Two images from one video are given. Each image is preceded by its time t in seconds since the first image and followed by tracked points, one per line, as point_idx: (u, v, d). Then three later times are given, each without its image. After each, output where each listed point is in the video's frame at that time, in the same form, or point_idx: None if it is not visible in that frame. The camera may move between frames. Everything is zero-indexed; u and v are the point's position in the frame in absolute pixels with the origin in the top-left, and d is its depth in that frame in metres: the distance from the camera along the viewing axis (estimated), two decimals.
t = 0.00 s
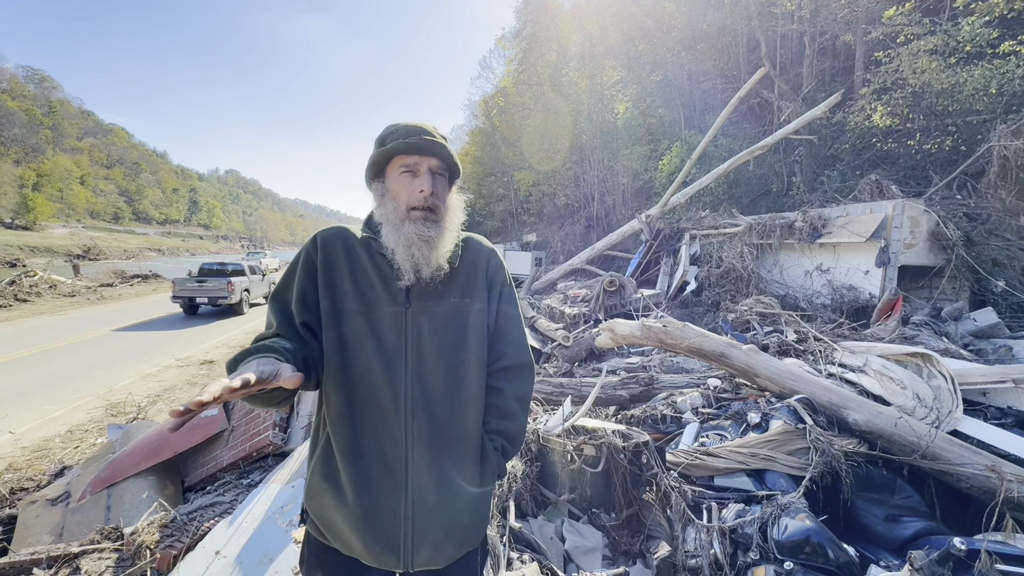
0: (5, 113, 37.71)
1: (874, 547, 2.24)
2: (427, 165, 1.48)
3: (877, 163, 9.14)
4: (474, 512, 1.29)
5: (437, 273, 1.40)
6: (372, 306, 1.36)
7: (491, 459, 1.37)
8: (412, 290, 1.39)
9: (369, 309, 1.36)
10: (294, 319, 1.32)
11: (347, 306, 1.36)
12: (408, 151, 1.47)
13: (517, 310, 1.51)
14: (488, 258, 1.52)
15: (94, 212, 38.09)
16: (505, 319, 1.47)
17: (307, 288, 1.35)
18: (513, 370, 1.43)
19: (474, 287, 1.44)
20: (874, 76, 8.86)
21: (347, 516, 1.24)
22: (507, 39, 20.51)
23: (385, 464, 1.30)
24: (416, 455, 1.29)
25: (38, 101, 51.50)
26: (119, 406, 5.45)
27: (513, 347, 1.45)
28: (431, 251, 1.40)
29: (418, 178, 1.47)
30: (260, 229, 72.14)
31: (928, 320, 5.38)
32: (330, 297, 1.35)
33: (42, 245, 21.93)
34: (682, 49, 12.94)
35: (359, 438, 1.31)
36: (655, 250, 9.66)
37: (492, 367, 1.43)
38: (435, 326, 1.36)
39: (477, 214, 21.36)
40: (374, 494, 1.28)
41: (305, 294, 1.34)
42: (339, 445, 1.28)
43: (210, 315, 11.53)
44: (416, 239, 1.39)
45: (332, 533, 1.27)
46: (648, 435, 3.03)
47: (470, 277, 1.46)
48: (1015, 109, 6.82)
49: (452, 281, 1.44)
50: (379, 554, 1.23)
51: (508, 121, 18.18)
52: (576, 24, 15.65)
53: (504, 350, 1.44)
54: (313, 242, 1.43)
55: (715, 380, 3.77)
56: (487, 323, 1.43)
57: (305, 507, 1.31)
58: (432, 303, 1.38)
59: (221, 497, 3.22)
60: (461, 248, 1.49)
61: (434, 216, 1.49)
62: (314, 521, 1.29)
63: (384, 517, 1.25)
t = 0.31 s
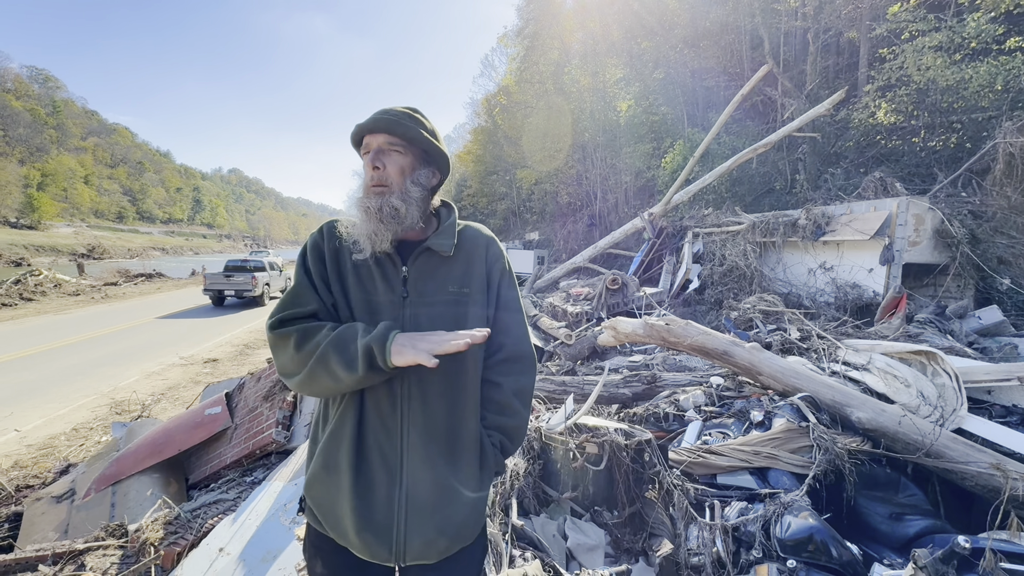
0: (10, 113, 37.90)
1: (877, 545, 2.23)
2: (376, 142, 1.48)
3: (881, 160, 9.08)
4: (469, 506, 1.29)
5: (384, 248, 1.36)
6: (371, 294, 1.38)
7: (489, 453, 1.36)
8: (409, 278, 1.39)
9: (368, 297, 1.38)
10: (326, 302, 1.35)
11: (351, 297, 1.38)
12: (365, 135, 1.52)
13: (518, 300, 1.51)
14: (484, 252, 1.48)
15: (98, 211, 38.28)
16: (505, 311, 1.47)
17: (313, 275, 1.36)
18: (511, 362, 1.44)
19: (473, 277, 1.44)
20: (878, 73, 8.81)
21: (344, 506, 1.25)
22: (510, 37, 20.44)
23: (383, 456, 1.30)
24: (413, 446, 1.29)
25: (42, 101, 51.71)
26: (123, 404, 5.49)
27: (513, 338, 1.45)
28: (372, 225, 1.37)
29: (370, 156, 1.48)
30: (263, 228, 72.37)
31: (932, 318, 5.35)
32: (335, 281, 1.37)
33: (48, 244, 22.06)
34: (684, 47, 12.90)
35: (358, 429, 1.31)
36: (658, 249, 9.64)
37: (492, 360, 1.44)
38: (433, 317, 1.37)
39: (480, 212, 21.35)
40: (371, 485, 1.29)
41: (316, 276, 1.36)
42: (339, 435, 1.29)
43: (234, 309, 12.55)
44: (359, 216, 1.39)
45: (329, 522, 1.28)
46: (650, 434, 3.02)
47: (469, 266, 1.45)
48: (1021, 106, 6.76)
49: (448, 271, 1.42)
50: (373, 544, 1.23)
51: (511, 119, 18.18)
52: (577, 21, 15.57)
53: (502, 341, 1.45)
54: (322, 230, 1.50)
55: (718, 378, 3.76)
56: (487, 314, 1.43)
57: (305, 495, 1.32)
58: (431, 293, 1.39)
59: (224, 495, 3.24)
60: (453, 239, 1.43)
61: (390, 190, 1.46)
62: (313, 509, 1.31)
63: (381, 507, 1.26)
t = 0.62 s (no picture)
0: (15, 113, 38.10)
1: (881, 545, 2.23)
2: (383, 129, 1.45)
3: (885, 158, 9.03)
4: (474, 490, 1.28)
5: (402, 234, 1.40)
6: (377, 276, 1.41)
7: (496, 439, 1.35)
8: (413, 260, 1.42)
9: (375, 277, 1.41)
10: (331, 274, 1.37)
11: (360, 279, 1.40)
12: (369, 119, 1.48)
13: (521, 279, 1.50)
14: (486, 230, 1.48)
15: (103, 210, 38.49)
16: (510, 291, 1.47)
17: (322, 254, 1.39)
18: (517, 343, 1.43)
19: (477, 256, 1.43)
20: (883, 70, 8.75)
21: (350, 489, 1.26)
22: (512, 35, 20.39)
23: (389, 437, 1.31)
24: (418, 428, 1.29)
25: (47, 101, 51.94)
26: (128, 402, 5.52)
27: (518, 318, 1.44)
28: (387, 213, 1.38)
29: (377, 142, 1.46)
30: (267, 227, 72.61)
31: (936, 317, 5.33)
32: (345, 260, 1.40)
33: (54, 243, 22.19)
34: (688, 45, 12.87)
35: (365, 410, 1.33)
36: (661, 247, 9.61)
37: (499, 341, 1.43)
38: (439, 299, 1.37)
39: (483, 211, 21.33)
40: (377, 469, 1.29)
41: (328, 254, 1.39)
42: (347, 419, 1.31)
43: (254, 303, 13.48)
44: (373, 202, 1.40)
45: (338, 502, 1.29)
46: (653, 432, 3.02)
47: (472, 246, 1.45)
48: None
49: (451, 251, 1.44)
50: (380, 525, 1.24)
51: (513, 118, 18.15)
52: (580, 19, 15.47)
53: (508, 320, 1.44)
54: (327, 217, 1.52)
55: (721, 377, 3.75)
56: (492, 296, 1.43)
57: (316, 476, 1.35)
58: (434, 274, 1.40)
59: (228, 493, 3.25)
60: (450, 216, 1.44)
61: (401, 176, 1.46)
62: (323, 490, 1.33)
63: (387, 492, 1.27)
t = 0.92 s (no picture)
0: (20, 113, 38.32)
1: (886, 545, 2.22)
2: (419, 127, 1.48)
3: (890, 156, 8.99)
4: (484, 486, 1.28)
5: (431, 232, 1.45)
6: (382, 276, 1.41)
7: (505, 436, 1.36)
8: (420, 259, 1.44)
9: (380, 277, 1.40)
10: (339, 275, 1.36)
11: (366, 279, 1.40)
12: (400, 113, 1.46)
13: (526, 275, 1.50)
14: (491, 225, 1.50)
15: (108, 210, 38.70)
16: (516, 288, 1.47)
17: (328, 254, 1.38)
18: (522, 341, 1.44)
19: (482, 254, 1.44)
20: (888, 68, 8.70)
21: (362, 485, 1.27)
22: (514, 34, 20.37)
23: (399, 434, 1.31)
24: (427, 425, 1.30)
25: (52, 101, 52.27)
26: (133, 401, 5.55)
27: (524, 315, 1.45)
28: (423, 211, 1.43)
29: (409, 140, 1.47)
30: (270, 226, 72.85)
31: (942, 316, 5.30)
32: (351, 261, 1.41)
33: (58, 243, 22.28)
34: (691, 44, 12.91)
35: (375, 408, 1.33)
36: (664, 246, 9.58)
37: (505, 338, 1.43)
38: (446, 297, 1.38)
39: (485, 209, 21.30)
40: (388, 466, 1.30)
41: (335, 254, 1.39)
42: (357, 417, 1.31)
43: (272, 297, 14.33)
44: (408, 199, 1.42)
45: (350, 500, 1.30)
46: (656, 432, 3.01)
47: (477, 244, 1.47)
48: None
49: (457, 249, 1.46)
50: (391, 521, 1.24)
51: (516, 116, 18.13)
52: (583, 17, 15.42)
53: (514, 318, 1.45)
54: (331, 216, 1.50)
55: (724, 377, 3.74)
56: (498, 293, 1.43)
57: (327, 474, 1.35)
58: (440, 272, 1.41)
59: (232, 491, 3.27)
60: (459, 214, 1.48)
61: (430, 175, 1.50)
62: (335, 488, 1.33)
63: (398, 488, 1.27)
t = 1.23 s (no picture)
0: (25, 113, 38.55)
1: (889, 545, 2.22)
2: (431, 128, 1.49)
3: (893, 155, 8.97)
4: (492, 483, 1.31)
5: (433, 231, 1.45)
6: (392, 272, 1.42)
7: (511, 434, 1.37)
8: (430, 258, 1.45)
9: (390, 273, 1.42)
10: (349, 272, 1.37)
11: (375, 275, 1.41)
12: (414, 111, 1.47)
13: (533, 277, 1.52)
14: (500, 228, 1.52)
15: (112, 210, 38.91)
16: (523, 289, 1.49)
17: (336, 251, 1.37)
18: (528, 341, 1.46)
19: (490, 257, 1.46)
20: (892, 66, 8.66)
21: (371, 485, 1.27)
22: (517, 33, 20.35)
23: (409, 432, 1.32)
24: (437, 423, 1.31)
25: (57, 101, 52.56)
26: (137, 399, 5.59)
27: (530, 316, 1.47)
28: (434, 210, 1.44)
29: (422, 138, 1.48)
30: (273, 226, 73.10)
31: (946, 315, 5.28)
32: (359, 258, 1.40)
33: (63, 242, 22.40)
34: (694, 42, 13.02)
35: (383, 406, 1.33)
36: (666, 245, 9.56)
37: (512, 338, 1.45)
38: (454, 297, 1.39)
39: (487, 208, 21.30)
40: (396, 466, 1.30)
41: (342, 251, 1.38)
42: (365, 417, 1.30)
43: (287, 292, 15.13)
44: (418, 197, 1.42)
45: (358, 499, 1.29)
46: (659, 430, 3.01)
47: (485, 247, 1.49)
48: None
49: (466, 249, 1.48)
50: (402, 519, 1.25)
51: (518, 115, 18.11)
52: (586, 16, 15.40)
53: (521, 319, 1.47)
54: (337, 211, 1.49)
55: (726, 375, 3.74)
56: (506, 294, 1.46)
57: (333, 474, 1.34)
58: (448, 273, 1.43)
59: (237, 489, 3.29)
60: (470, 216, 1.50)
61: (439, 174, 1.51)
62: (341, 487, 1.32)
63: (407, 487, 1.27)
